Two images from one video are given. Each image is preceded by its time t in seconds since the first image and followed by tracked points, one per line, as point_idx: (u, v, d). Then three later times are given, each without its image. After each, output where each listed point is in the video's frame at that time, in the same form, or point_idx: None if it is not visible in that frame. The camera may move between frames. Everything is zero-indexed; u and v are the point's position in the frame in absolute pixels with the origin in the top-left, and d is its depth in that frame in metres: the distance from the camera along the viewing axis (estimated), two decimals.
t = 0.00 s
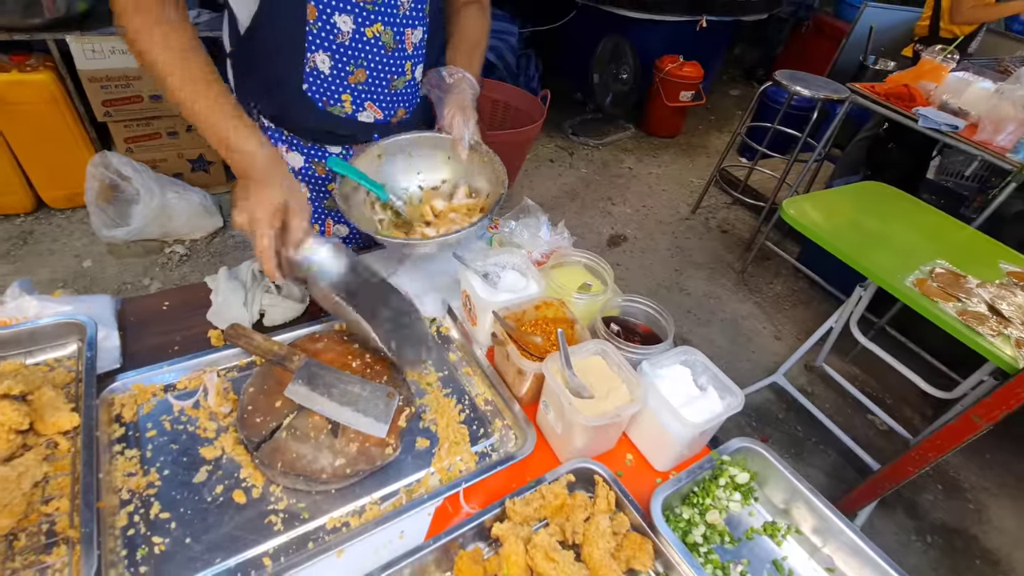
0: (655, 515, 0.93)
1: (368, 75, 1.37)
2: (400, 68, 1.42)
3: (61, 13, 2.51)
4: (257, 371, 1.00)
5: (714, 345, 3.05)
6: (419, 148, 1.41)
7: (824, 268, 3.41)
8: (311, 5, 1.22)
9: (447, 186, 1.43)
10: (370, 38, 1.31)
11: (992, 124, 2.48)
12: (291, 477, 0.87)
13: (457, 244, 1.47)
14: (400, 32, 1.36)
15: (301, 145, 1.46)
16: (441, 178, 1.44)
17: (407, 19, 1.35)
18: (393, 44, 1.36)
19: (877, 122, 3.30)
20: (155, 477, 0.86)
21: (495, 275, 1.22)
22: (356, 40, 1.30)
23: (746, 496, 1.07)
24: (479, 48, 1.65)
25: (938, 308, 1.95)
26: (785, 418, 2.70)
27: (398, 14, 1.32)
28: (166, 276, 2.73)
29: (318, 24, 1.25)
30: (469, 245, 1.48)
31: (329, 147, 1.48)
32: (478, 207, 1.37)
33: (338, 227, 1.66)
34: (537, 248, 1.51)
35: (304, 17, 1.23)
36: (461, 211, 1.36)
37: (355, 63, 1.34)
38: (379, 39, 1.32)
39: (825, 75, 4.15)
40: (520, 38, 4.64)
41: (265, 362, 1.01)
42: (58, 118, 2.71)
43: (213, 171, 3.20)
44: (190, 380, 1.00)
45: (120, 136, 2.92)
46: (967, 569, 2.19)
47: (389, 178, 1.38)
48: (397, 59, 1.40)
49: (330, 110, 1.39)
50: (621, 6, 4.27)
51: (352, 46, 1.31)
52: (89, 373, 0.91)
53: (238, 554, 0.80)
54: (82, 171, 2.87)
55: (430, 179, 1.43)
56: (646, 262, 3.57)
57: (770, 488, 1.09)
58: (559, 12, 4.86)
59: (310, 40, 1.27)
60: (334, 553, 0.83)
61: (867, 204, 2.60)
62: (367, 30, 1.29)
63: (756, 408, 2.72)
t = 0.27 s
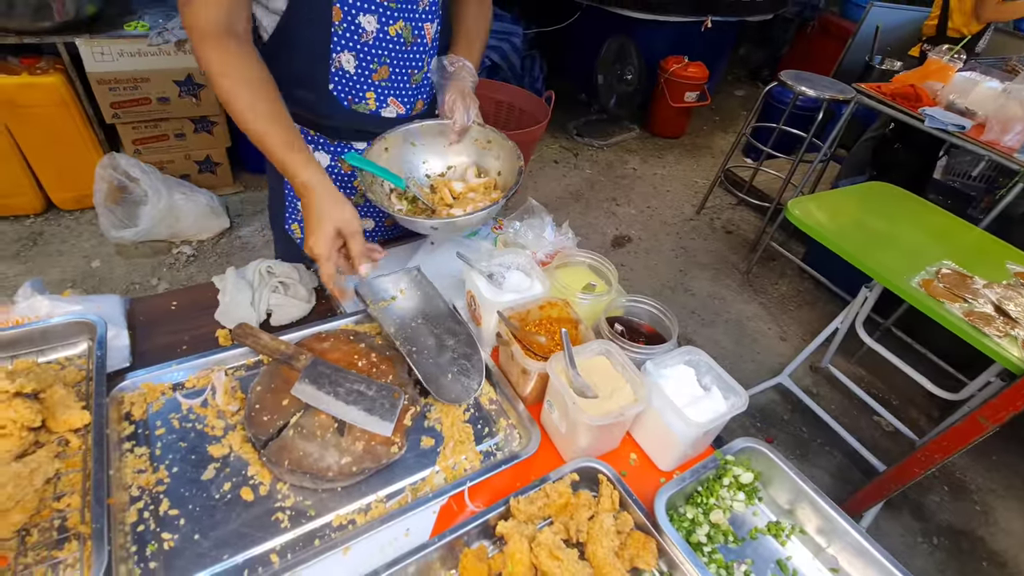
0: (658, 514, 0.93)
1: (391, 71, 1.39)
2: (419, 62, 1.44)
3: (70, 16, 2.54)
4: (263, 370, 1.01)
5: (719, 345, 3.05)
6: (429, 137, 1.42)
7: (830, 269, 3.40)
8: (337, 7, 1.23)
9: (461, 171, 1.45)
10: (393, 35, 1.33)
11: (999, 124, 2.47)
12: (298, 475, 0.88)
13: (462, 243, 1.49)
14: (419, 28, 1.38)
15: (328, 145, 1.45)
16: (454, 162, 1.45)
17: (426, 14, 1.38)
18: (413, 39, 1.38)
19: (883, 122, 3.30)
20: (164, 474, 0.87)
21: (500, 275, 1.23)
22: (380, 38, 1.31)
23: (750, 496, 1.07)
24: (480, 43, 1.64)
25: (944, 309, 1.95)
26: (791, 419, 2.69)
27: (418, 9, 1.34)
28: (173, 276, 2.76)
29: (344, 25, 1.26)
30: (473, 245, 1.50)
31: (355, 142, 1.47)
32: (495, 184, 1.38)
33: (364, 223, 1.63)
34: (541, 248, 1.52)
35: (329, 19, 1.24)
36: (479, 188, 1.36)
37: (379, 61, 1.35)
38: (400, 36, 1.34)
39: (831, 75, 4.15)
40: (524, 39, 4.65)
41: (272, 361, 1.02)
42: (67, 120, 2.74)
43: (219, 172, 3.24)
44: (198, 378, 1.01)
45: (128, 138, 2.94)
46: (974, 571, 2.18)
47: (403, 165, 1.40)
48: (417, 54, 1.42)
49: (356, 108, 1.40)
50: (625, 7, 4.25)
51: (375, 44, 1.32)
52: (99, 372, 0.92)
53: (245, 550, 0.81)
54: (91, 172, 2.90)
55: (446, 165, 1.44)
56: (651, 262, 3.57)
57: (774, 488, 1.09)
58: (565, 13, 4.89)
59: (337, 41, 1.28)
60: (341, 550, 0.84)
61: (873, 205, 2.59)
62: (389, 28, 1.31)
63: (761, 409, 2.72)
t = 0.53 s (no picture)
0: (661, 513, 0.94)
1: (399, 68, 1.43)
2: (427, 61, 1.48)
3: (81, 21, 2.58)
4: (272, 369, 1.02)
5: (723, 347, 3.05)
6: (432, 146, 1.42)
7: (834, 270, 3.40)
8: (347, 5, 1.26)
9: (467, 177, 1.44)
10: (401, 33, 1.36)
11: (1006, 126, 2.47)
12: (306, 472, 0.90)
13: (467, 245, 1.50)
14: (427, 27, 1.41)
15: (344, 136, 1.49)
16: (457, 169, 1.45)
17: (433, 14, 1.41)
18: (421, 38, 1.41)
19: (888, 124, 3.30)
20: (175, 471, 0.89)
21: (505, 276, 1.24)
22: (388, 36, 1.35)
23: (753, 496, 1.08)
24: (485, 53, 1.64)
25: (949, 311, 1.94)
26: (796, 421, 2.69)
27: (425, 9, 1.37)
28: (181, 278, 2.78)
29: (354, 23, 1.29)
30: (479, 247, 1.51)
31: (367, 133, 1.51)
32: (499, 182, 1.39)
33: (374, 215, 1.69)
34: (546, 250, 1.53)
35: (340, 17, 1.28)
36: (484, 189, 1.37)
37: (388, 58, 1.39)
38: (408, 34, 1.38)
39: (836, 76, 4.15)
40: (529, 42, 4.67)
41: (280, 361, 1.04)
42: (77, 123, 2.77)
43: (227, 175, 3.27)
44: (208, 377, 1.03)
45: (137, 141, 2.98)
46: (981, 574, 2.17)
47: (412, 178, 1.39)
48: (425, 53, 1.45)
49: (366, 104, 1.44)
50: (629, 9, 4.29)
51: (384, 42, 1.36)
52: (112, 371, 0.94)
53: (254, 546, 0.83)
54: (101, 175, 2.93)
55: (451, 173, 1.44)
56: (655, 264, 3.58)
57: (777, 488, 1.10)
58: (570, 16, 4.93)
59: (347, 38, 1.31)
60: (348, 546, 0.85)
61: (877, 206, 2.59)
62: (398, 26, 1.35)
63: (765, 411, 2.72)
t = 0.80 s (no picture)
0: (670, 510, 0.95)
1: (395, 69, 1.44)
2: (425, 65, 1.49)
3: (102, 27, 2.64)
4: (289, 366, 1.05)
5: (734, 349, 3.04)
6: (419, 145, 1.44)
7: (847, 273, 3.38)
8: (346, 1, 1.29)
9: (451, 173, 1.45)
10: (399, 34, 1.38)
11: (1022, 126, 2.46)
12: (322, 466, 0.92)
13: (478, 246, 1.52)
14: (428, 31, 1.43)
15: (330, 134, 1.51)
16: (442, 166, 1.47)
17: (435, 20, 1.42)
18: (420, 41, 1.43)
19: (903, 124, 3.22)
20: (195, 464, 0.91)
21: (516, 276, 1.26)
22: (386, 35, 1.37)
23: (762, 495, 1.09)
24: (491, 55, 1.59)
25: (963, 313, 1.93)
26: (807, 424, 2.68)
27: (427, 13, 1.38)
28: (197, 278, 2.83)
29: (352, 19, 1.32)
30: (489, 248, 1.53)
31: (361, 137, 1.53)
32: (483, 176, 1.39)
33: (360, 216, 1.69)
34: (556, 251, 1.54)
35: (339, 11, 1.30)
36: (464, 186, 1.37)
37: (384, 58, 1.41)
38: (406, 36, 1.39)
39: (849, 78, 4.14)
40: (539, 45, 4.69)
41: (296, 359, 1.06)
42: (97, 127, 2.83)
43: (241, 177, 3.32)
44: (226, 374, 1.06)
45: (155, 144, 3.03)
46: None
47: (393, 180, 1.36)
48: (424, 56, 1.47)
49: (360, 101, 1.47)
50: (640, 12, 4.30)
51: (381, 41, 1.38)
52: (135, 366, 0.97)
53: (272, 538, 0.85)
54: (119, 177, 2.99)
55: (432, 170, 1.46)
56: (665, 266, 3.57)
57: (786, 487, 1.11)
58: (579, 20, 4.96)
59: (345, 34, 1.34)
60: (362, 539, 0.87)
61: (890, 208, 2.58)
62: (396, 27, 1.36)
63: (777, 414, 2.71)
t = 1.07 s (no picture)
0: (687, 505, 0.97)
1: (402, 78, 1.49)
2: (433, 75, 1.52)
3: (134, 36, 2.73)
4: (315, 360, 1.08)
5: (751, 353, 3.03)
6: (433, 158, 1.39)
7: (867, 277, 3.34)
8: (357, 10, 1.34)
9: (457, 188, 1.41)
10: (407, 43, 1.42)
11: None
12: (348, 456, 0.95)
13: (497, 247, 1.55)
14: (436, 42, 1.45)
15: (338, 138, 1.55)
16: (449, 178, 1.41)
17: (445, 31, 1.45)
18: (428, 51, 1.46)
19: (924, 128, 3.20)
20: (227, 452, 0.95)
21: (534, 276, 1.28)
22: (394, 44, 1.42)
23: (779, 492, 1.10)
24: (502, 74, 1.64)
25: (985, 316, 1.91)
26: (826, 429, 2.66)
27: (435, 24, 1.42)
28: (221, 279, 2.90)
29: (362, 27, 1.37)
30: (508, 248, 1.55)
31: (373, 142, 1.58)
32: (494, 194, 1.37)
33: (364, 219, 1.74)
34: (574, 252, 1.57)
35: (349, 20, 1.36)
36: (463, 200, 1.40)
37: (391, 66, 1.45)
38: (415, 46, 1.43)
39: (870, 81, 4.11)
40: (556, 50, 4.73)
41: (323, 353, 1.10)
42: (127, 132, 2.93)
43: (263, 181, 3.40)
44: (255, 367, 1.10)
45: (182, 148, 3.12)
46: None
47: (403, 188, 1.34)
48: (432, 66, 1.49)
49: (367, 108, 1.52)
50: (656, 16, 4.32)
51: (389, 50, 1.42)
52: (171, 359, 1.02)
53: (301, 523, 0.88)
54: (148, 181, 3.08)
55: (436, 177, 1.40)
56: (682, 270, 3.57)
57: (803, 485, 1.11)
58: (594, 26, 4.95)
59: (354, 42, 1.39)
60: (386, 526, 0.90)
61: (910, 212, 2.56)
62: (404, 36, 1.41)
63: (794, 418, 2.69)
